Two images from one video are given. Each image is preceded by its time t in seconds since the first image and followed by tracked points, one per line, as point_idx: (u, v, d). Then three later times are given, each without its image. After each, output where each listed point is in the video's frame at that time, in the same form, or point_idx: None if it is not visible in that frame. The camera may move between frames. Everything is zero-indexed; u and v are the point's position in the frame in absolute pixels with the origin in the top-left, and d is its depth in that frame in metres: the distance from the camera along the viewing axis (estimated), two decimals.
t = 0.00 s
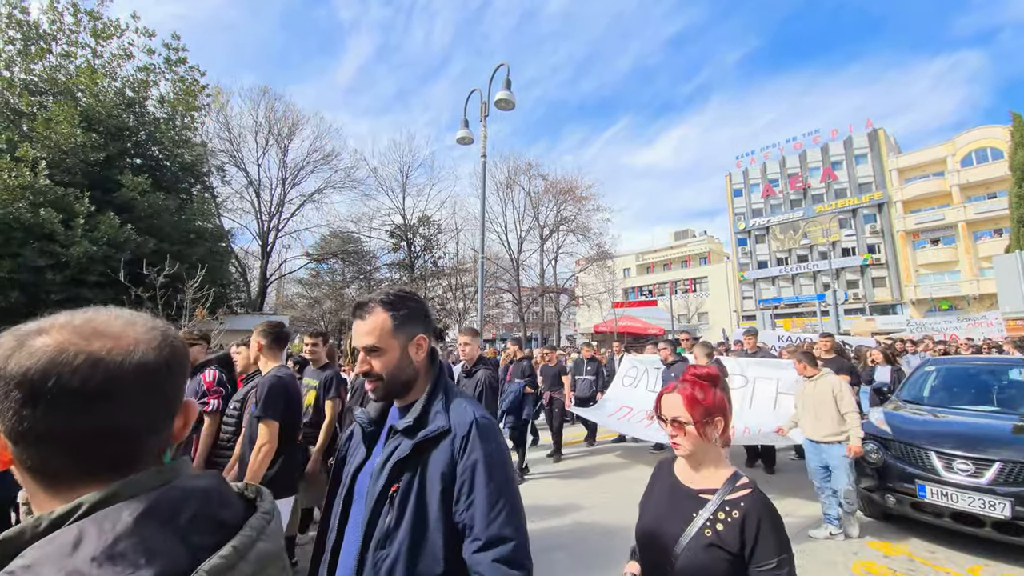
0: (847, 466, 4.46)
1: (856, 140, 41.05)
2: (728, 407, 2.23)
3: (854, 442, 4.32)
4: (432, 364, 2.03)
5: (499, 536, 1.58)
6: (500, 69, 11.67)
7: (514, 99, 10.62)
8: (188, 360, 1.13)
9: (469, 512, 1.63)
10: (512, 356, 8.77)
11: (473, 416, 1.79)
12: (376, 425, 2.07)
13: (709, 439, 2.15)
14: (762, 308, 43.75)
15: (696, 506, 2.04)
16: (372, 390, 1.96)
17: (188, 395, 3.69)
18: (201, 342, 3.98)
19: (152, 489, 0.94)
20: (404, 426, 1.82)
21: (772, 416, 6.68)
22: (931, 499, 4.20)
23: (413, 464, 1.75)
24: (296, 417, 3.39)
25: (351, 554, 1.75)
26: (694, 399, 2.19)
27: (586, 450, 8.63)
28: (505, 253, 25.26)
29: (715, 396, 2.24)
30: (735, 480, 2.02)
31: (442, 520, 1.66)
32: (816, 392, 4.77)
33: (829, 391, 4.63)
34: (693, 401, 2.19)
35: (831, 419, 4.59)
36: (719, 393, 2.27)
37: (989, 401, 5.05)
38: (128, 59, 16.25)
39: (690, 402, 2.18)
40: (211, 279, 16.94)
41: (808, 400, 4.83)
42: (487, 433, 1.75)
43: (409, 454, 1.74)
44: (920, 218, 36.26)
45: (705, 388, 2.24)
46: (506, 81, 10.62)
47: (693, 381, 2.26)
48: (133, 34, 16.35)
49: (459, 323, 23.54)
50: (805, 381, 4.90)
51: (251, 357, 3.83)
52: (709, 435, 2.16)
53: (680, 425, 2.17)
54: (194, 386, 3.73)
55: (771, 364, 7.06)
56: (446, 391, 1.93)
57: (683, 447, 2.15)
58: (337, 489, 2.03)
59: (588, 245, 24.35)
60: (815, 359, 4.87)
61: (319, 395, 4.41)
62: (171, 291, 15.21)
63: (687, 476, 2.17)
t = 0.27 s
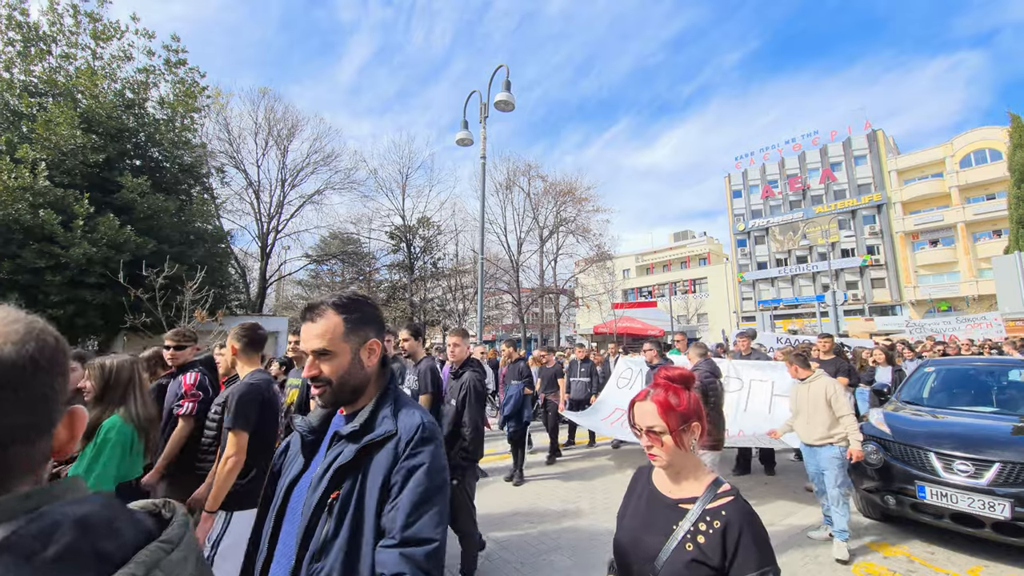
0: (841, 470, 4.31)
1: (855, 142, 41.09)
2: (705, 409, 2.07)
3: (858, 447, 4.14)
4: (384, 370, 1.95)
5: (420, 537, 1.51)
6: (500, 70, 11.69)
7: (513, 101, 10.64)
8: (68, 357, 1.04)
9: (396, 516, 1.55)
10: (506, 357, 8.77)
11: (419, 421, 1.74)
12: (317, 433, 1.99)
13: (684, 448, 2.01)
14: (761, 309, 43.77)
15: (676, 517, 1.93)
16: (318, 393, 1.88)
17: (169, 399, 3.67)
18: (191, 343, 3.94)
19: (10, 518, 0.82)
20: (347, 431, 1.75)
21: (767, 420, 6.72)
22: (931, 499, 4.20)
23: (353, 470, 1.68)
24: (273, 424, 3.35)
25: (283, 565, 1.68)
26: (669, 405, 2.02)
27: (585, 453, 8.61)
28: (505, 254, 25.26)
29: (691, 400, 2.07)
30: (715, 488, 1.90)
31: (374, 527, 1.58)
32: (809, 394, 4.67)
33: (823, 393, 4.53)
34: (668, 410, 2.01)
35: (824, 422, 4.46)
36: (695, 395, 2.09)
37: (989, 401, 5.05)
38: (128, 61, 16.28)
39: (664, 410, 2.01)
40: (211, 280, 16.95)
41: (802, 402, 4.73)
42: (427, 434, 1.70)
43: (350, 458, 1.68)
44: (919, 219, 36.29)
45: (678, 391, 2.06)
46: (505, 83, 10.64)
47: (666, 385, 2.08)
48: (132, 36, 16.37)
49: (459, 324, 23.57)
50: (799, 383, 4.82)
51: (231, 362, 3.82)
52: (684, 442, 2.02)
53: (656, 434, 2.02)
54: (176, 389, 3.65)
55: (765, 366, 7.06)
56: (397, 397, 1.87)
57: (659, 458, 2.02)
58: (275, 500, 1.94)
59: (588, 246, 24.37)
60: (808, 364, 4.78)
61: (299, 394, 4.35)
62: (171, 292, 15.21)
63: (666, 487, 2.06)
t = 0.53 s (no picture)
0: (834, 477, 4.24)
1: (855, 142, 41.08)
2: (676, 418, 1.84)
3: (852, 455, 4.09)
4: (303, 365, 1.74)
5: (356, 531, 1.37)
6: (500, 70, 11.69)
7: (514, 101, 10.64)
8: None
9: (325, 514, 1.40)
10: (499, 356, 8.75)
11: (347, 412, 1.58)
12: (232, 436, 1.75)
13: (655, 463, 1.79)
14: (762, 309, 43.76)
15: (648, 544, 1.71)
16: (233, 392, 1.66)
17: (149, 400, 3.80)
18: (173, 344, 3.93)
19: None
20: (263, 427, 1.57)
21: (762, 423, 6.70)
22: (931, 499, 4.20)
23: (269, 467, 1.51)
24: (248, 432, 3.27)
25: None
26: (637, 416, 1.77)
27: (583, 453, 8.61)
28: (505, 254, 25.27)
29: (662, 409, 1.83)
30: (687, 508, 1.71)
31: (298, 529, 1.42)
32: (806, 399, 4.60)
33: (821, 398, 4.45)
34: (637, 421, 1.77)
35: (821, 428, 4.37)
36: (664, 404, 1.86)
37: (988, 401, 5.05)
38: (128, 60, 16.30)
39: (633, 422, 1.77)
40: (211, 280, 16.93)
41: (799, 406, 4.64)
42: (362, 423, 1.56)
43: (266, 454, 1.51)
44: (919, 219, 36.29)
45: (647, 400, 1.81)
46: (506, 82, 10.64)
47: (636, 393, 1.83)
48: (133, 35, 16.38)
49: (459, 323, 23.60)
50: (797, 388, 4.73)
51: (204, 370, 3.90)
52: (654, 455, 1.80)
53: (624, 449, 1.78)
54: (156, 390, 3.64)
55: (762, 367, 7.04)
56: (319, 390, 1.70)
57: (627, 475, 1.78)
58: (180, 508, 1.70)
59: (588, 246, 24.37)
60: (809, 364, 4.65)
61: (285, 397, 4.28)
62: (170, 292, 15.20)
63: (634, 507, 1.84)
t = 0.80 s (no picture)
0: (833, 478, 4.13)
1: (855, 140, 41.06)
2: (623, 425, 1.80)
3: (836, 452, 3.98)
4: (240, 359, 1.66)
5: (301, 528, 1.37)
6: (499, 69, 11.69)
7: (513, 99, 10.63)
8: None
9: (270, 513, 1.38)
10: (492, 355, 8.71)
11: (295, 410, 1.55)
12: (178, 440, 1.64)
13: (601, 469, 1.71)
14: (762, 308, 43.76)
15: (594, 562, 1.58)
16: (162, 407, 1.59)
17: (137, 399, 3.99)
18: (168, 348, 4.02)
19: None
20: (203, 431, 1.50)
21: (757, 421, 6.69)
22: (930, 498, 4.20)
23: (212, 472, 1.46)
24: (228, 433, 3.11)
25: None
26: (585, 417, 1.72)
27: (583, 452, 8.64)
28: (505, 253, 25.28)
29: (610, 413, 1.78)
30: (636, 521, 1.60)
31: (241, 531, 1.39)
32: (802, 397, 4.50)
33: (817, 395, 4.37)
34: (584, 422, 1.71)
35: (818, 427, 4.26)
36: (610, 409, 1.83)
37: (988, 400, 5.06)
38: (128, 59, 16.28)
39: (580, 423, 1.70)
40: (211, 279, 16.93)
41: (793, 404, 4.55)
42: (309, 421, 1.53)
43: (207, 458, 1.45)
44: (919, 218, 36.27)
45: (596, 402, 1.77)
46: (506, 81, 10.64)
47: (582, 397, 1.78)
48: (132, 34, 16.36)
49: (459, 323, 23.59)
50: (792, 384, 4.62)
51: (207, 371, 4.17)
52: (601, 462, 1.72)
53: (570, 454, 1.69)
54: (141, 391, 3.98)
55: (757, 365, 7.06)
56: (266, 387, 1.63)
57: (571, 483, 1.67)
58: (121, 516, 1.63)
59: (587, 245, 24.36)
60: (807, 357, 4.54)
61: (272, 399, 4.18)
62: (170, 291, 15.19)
63: (578, 527, 1.72)
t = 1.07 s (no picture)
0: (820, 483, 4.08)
1: (851, 140, 41.24)
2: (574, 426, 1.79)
3: (821, 454, 3.98)
4: (206, 361, 1.63)
5: (243, 535, 1.31)
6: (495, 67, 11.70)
7: (509, 98, 10.60)
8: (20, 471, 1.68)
9: (212, 522, 1.33)
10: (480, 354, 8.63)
11: (249, 411, 1.55)
12: (129, 447, 1.61)
13: (555, 473, 1.65)
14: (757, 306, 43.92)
15: None
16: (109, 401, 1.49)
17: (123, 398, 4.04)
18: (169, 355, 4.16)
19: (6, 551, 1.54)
20: (154, 436, 1.48)
21: (745, 420, 6.72)
22: (923, 495, 4.23)
23: (157, 480, 1.43)
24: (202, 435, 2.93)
25: None
26: (540, 414, 1.68)
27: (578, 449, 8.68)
28: (501, 251, 25.26)
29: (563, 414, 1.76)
30: (587, 530, 1.54)
31: (183, 540, 1.34)
32: (784, 397, 4.48)
33: (799, 395, 4.36)
34: (539, 420, 1.66)
35: (803, 429, 4.23)
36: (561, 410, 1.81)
37: (981, 398, 5.09)
38: (121, 56, 16.15)
39: (534, 421, 1.65)
40: (205, 277, 16.84)
41: (777, 404, 4.53)
42: (264, 426, 1.51)
43: (154, 465, 1.42)
44: (913, 217, 36.49)
45: (549, 399, 1.75)
46: (502, 79, 10.63)
47: (536, 395, 1.74)
48: (125, 30, 16.24)
49: (455, 321, 23.57)
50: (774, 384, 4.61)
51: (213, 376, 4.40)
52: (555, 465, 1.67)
53: (521, 458, 1.62)
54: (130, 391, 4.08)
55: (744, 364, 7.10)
56: (225, 389, 1.61)
57: (524, 488, 1.60)
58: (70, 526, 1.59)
59: (584, 244, 24.37)
60: (790, 356, 4.51)
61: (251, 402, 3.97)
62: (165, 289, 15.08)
63: (523, 542, 1.62)
